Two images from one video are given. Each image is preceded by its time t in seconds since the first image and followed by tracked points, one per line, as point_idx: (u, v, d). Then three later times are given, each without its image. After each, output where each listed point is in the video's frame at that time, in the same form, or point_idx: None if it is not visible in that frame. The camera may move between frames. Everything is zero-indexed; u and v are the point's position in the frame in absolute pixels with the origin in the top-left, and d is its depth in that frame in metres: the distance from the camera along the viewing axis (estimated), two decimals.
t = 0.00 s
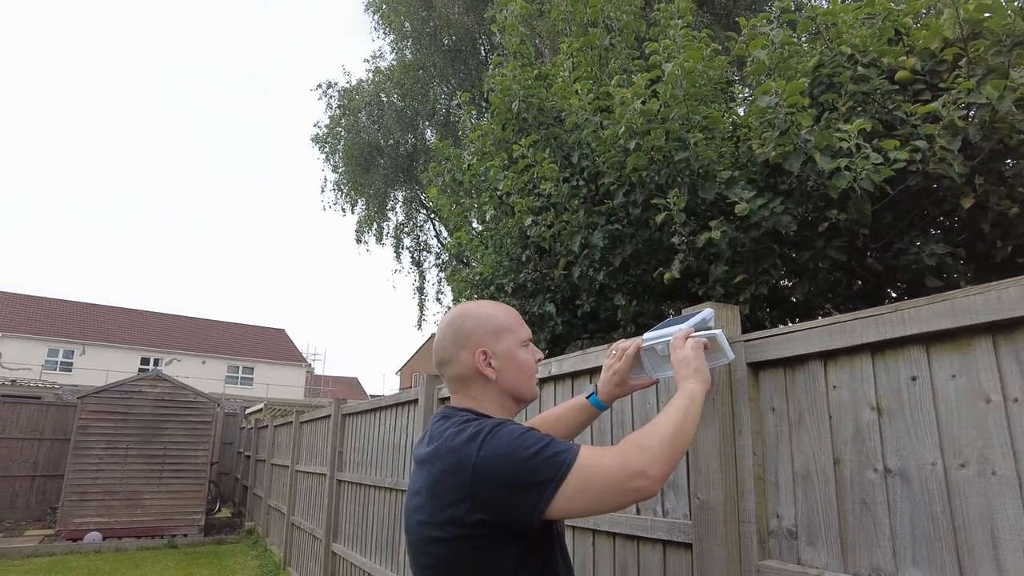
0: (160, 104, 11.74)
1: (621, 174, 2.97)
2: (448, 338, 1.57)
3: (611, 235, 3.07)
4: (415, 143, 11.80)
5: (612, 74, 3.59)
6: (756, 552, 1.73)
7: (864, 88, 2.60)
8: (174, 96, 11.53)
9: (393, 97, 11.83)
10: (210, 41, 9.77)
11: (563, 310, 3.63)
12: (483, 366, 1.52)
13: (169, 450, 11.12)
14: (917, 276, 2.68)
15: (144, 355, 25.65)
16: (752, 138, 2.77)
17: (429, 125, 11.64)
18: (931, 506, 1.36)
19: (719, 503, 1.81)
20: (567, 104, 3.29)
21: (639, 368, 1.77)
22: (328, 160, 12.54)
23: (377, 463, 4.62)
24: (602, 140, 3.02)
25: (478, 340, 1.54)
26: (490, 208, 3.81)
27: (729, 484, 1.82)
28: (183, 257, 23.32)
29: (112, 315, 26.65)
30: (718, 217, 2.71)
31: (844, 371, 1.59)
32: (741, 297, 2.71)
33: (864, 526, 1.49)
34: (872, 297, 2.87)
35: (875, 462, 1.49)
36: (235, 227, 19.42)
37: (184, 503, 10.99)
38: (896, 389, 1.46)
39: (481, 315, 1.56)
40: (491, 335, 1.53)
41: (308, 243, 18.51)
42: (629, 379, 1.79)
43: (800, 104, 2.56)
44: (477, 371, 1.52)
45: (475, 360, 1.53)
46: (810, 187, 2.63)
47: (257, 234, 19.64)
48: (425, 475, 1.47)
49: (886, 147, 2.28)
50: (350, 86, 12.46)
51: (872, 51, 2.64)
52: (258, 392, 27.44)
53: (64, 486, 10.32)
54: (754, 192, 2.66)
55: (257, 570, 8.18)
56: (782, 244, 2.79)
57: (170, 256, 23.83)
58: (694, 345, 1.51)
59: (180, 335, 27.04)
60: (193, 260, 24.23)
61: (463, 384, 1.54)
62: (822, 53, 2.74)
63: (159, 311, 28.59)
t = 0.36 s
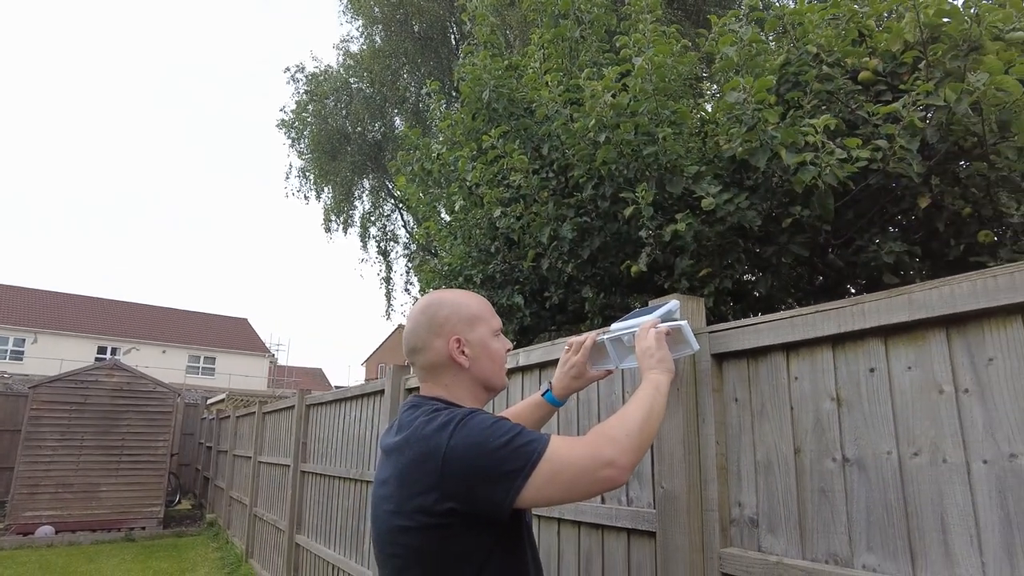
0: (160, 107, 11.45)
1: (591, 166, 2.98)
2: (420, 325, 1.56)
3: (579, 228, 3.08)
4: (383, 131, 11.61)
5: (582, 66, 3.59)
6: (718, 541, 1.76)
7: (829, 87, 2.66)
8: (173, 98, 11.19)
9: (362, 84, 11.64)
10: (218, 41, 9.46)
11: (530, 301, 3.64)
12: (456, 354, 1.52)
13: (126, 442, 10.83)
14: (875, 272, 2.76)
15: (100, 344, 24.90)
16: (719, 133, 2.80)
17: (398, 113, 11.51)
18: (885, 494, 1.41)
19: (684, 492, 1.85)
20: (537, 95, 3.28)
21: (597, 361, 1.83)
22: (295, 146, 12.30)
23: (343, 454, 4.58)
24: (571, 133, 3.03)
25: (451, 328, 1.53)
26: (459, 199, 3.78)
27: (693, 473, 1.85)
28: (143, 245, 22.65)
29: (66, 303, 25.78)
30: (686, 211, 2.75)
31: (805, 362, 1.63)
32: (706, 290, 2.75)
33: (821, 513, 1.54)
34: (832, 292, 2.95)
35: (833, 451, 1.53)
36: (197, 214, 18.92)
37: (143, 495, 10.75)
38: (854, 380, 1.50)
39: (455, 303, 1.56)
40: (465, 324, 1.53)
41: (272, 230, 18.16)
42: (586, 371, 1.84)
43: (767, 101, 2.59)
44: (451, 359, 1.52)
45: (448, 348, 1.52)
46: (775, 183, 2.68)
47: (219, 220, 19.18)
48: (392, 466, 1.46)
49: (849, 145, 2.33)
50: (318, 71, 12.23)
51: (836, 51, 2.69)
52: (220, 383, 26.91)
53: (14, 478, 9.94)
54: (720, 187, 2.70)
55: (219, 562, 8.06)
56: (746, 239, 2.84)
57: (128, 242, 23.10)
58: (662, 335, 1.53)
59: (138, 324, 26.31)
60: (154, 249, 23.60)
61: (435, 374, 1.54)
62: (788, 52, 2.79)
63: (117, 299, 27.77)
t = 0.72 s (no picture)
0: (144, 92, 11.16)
1: (575, 159, 2.98)
2: (404, 315, 1.55)
3: (564, 220, 3.08)
4: (365, 120, 11.55)
5: (567, 58, 3.59)
6: (699, 531, 1.79)
7: (811, 83, 2.68)
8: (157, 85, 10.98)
9: (345, 72, 11.53)
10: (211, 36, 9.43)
11: (514, 293, 3.65)
12: (442, 345, 1.52)
13: (103, 433, 10.68)
14: (854, 267, 2.80)
15: (75, 335, 24.49)
16: (703, 127, 2.81)
17: (381, 102, 11.43)
18: (863, 486, 1.44)
19: (666, 482, 1.87)
20: (522, 87, 3.27)
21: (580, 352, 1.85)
22: (276, 134, 12.17)
23: (324, 445, 4.57)
24: (556, 125, 3.03)
25: (436, 318, 1.53)
26: (443, 189, 3.76)
27: (676, 464, 1.87)
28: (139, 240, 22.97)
29: (40, 292, 25.32)
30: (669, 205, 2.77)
31: (786, 356, 1.65)
32: (689, 284, 2.78)
33: (801, 504, 1.56)
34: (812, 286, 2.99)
35: (814, 443, 1.55)
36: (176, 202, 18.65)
37: (120, 487, 10.61)
38: (835, 373, 1.53)
39: (441, 293, 1.55)
40: (451, 314, 1.53)
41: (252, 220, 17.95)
42: (568, 362, 1.86)
43: (750, 96, 2.60)
44: (435, 350, 1.52)
45: (433, 338, 1.52)
46: (757, 178, 2.70)
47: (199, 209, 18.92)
48: (375, 458, 1.46)
49: (831, 141, 2.36)
50: (300, 59, 12.09)
51: (819, 47, 2.71)
52: (199, 374, 26.62)
53: None
54: (703, 181, 2.72)
55: (197, 554, 8.00)
56: (728, 233, 2.86)
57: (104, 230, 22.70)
58: (646, 327, 1.54)
59: (115, 313, 25.90)
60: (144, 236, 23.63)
61: (420, 364, 1.53)
62: (772, 47, 2.81)
63: (93, 288, 27.32)
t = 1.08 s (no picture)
0: (130, 77, 11.09)
1: (567, 151, 2.98)
2: (394, 305, 1.55)
3: (555, 212, 3.08)
4: (356, 109, 11.47)
5: (559, 49, 3.58)
6: (687, 520, 1.81)
7: (802, 76, 2.68)
8: (142, 71, 10.89)
9: (336, 61, 11.45)
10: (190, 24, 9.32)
11: (505, 285, 3.65)
12: (432, 335, 1.52)
13: (92, 424, 10.62)
14: (843, 259, 2.82)
15: (63, 325, 24.29)
16: (694, 120, 2.82)
17: (372, 92, 11.36)
18: (849, 476, 1.46)
19: (655, 473, 1.89)
20: (514, 78, 3.26)
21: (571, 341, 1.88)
22: (266, 123, 12.07)
23: (315, 436, 4.56)
24: (548, 116, 3.02)
25: (427, 309, 1.53)
26: (434, 180, 3.74)
27: (665, 454, 1.89)
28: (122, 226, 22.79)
29: (27, 282, 25.07)
30: (660, 197, 2.77)
31: (775, 347, 1.67)
32: (679, 276, 2.79)
33: (788, 494, 1.58)
34: (800, 279, 3.01)
35: (801, 434, 1.57)
36: (165, 191, 18.48)
37: (109, 478, 10.56)
38: (823, 365, 1.54)
39: (431, 283, 1.55)
40: (441, 304, 1.53)
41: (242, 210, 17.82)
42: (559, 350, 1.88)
43: (742, 89, 2.60)
44: (426, 339, 1.52)
45: (423, 328, 1.52)
46: (748, 171, 2.71)
47: (188, 199, 18.77)
48: (364, 447, 1.46)
49: (821, 133, 2.37)
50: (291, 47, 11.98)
51: (810, 40, 2.71)
52: (188, 365, 26.49)
53: None
54: (694, 174, 2.72)
55: (188, 545, 8.00)
56: (719, 225, 2.87)
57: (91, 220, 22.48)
58: (636, 319, 1.56)
59: (102, 304, 25.70)
60: (144, 229, 24.51)
61: (410, 354, 1.53)
62: (765, 40, 2.81)
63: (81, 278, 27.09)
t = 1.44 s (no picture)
0: (119, 63, 10.94)
1: (561, 138, 2.97)
2: (386, 287, 1.54)
3: (549, 200, 3.08)
4: (349, 97, 11.37)
5: (553, 36, 3.56)
6: (679, 503, 1.82)
7: (796, 64, 2.68)
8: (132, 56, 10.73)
9: (329, 48, 11.33)
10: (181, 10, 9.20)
11: (498, 273, 3.65)
12: (424, 317, 1.52)
13: (83, 413, 10.57)
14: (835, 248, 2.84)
15: (52, 314, 24.11)
16: (688, 108, 2.81)
17: (364, 80, 11.26)
18: (840, 458, 1.47)
19: (647, 456, 1.90)
20: (508, 64, 3.24)
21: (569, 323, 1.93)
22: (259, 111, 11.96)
23: (308, 424, 4.56)
24: (541, 103, 3.01)
25: (419, 291, 1.53)
26: (427, 168, 3.71)
27: (656, 438, 1.90)
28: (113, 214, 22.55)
29: (16, 271, 24.84)
30: (653, 184, 2.78)
31: (767, 331, 1.68)
32: (671, 263, 2.80)
33: (779, 476, 1.60)
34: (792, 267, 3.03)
35: (792, 417, 1.58)
36: (155, 179, 18.31)
37: (100, 468, 10.52)
38: (814, 348, 1.55)
39: (423, 265, 1.55)
40: (433, 287, 1.53)
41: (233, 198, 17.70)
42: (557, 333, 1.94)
43: (736, 77, 2.60)
44: (418, 322, 1.52)
45: (415, 310, 1.52)
46: (740, 159, 2.71)
47: (179, 186, 18.61)
48: (355, 428, 1.46)
49: (814, 121, 2.37)
50: (283, 33, 11.85)
51: (804, 28, 2.71)
52: (179, 354, 26.37)
53: None
54: (687, 161, 2.73)
55: (180, 533, 8.00)
56: (711, 213, 2.88)
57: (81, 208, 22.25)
58: (628, 303, 1.57)
59: (93, 293, 25.50)
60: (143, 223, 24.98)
61: (401, 337, 1.53)
62: (758, 28, 2.80)
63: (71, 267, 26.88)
